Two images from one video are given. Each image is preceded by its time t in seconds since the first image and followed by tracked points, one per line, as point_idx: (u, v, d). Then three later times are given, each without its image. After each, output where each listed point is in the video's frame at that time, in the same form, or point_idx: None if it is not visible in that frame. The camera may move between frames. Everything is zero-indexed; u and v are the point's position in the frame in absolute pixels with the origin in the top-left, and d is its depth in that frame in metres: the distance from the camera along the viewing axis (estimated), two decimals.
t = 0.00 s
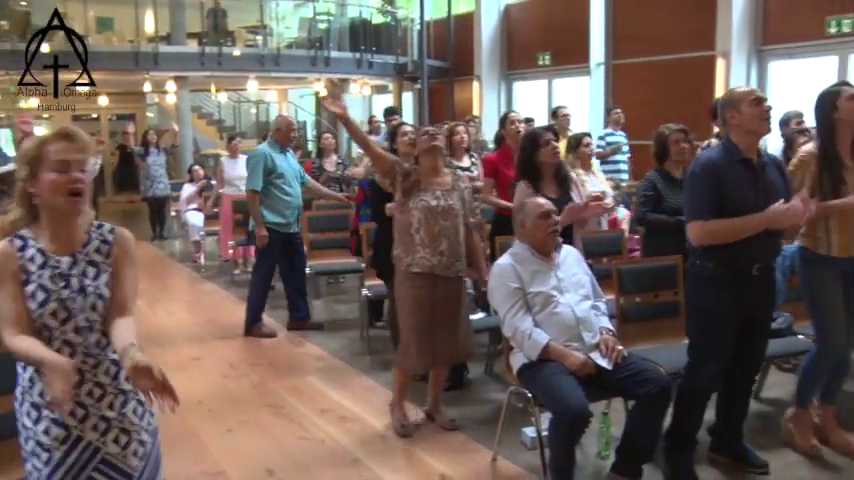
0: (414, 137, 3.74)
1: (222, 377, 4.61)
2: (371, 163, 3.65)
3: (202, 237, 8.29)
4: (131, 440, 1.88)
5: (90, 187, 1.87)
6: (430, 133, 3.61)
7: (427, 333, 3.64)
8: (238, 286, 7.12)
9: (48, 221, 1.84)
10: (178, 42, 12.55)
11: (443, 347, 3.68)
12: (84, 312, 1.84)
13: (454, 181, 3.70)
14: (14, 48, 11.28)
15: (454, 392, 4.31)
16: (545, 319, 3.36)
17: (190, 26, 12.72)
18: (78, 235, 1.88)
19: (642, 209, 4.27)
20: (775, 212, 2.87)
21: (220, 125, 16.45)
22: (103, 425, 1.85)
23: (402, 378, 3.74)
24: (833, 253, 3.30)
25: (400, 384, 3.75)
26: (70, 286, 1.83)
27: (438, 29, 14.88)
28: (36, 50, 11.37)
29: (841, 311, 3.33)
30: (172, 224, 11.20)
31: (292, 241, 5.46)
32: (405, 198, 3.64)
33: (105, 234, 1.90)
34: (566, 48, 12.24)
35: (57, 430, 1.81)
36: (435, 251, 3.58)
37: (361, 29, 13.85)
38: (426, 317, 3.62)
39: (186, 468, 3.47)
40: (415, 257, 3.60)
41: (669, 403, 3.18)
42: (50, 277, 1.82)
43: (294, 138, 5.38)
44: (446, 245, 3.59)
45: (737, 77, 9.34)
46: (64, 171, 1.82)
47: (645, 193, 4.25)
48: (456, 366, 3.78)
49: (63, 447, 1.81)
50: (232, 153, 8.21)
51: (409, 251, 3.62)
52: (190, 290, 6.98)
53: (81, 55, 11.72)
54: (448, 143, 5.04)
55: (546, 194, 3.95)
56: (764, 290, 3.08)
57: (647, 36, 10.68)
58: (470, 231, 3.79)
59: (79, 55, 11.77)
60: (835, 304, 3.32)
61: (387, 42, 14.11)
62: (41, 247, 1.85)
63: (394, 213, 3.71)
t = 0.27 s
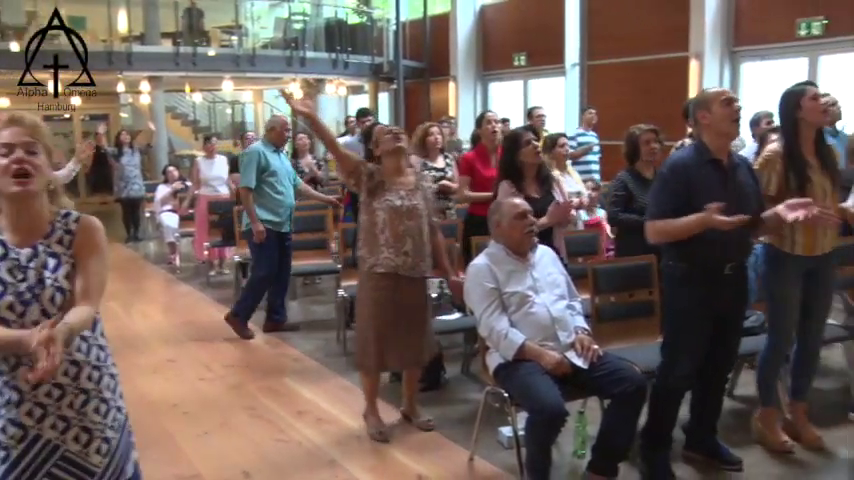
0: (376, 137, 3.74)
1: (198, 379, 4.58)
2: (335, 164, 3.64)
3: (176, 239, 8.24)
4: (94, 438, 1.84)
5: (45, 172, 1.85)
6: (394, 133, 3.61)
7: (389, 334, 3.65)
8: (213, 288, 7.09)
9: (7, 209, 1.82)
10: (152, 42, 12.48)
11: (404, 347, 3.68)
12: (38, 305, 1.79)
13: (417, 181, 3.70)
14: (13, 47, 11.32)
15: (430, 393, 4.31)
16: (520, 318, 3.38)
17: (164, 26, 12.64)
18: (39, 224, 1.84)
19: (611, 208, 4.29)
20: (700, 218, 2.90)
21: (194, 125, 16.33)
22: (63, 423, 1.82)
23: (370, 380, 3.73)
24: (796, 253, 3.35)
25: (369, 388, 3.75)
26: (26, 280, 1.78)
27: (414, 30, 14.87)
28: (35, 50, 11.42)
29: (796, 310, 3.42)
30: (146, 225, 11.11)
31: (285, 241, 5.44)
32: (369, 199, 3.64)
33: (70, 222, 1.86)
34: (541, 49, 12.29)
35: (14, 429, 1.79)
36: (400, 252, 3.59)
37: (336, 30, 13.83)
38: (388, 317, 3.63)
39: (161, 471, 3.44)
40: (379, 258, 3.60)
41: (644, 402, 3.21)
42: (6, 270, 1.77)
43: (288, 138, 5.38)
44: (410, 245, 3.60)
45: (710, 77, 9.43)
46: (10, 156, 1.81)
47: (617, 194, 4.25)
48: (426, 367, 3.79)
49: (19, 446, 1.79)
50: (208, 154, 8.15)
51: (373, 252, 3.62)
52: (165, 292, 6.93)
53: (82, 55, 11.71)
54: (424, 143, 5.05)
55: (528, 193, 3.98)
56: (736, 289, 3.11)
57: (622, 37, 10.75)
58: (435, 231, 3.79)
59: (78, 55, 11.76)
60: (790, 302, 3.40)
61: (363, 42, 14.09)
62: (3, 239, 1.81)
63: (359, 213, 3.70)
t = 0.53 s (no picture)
0: (341, 139, 3.73)
1: (174, 381, 4.56)
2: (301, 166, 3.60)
3: (152, 240, 8.19)
4: (69, 451, 1.81)
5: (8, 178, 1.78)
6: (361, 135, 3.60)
7: (355, 337, 3.68)
8: (189, 289, 7.05)
9: None
10: (126, 40, 12.37)
11: (371, 350, 3.69)
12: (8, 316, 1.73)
13: (383, 183, 3.70)
14: (15, 46, 11.55)
15: (408, 393, 4.32)
16: (498, 318, 3.38)
17: (139, 26, 12.53)
18: (9, 232, 1.78)
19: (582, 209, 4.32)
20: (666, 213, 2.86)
21: (170, 125, 16.24)
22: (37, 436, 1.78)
23: (343, 381, 3.73)
24: (767, 251, 3.39)
25: (342, 389, 3.76)
26: None
27: (391, 31, 14.86)
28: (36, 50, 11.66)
29: (767, 308, 3.46)
30: (122, 226, 11.02)
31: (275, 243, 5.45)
32: (335, 203, 3.63)
33: (38, 230, 1.79)
34: (518, 49, 12.33)
35: None
36: (366, 256, 3.61)
37: (313, 30, 13.75)
38: (355, 321, 3.65)
39: (137, 474, 3.42)
40: (345, 262, 3.61)
41: (619, 401, 3.23)
42: None
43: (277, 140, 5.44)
44: (376, 249, 3.63)
45: (684, 78, 9.51)
46: None
47: (588, 194, 4.31)
48: (396, 369, 3.80)
49: None
50: (184, 155, 8.09)
51: (338, 257, 3.62)
52: (141, 293, 6.88)
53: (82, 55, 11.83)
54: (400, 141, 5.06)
55: (513, 195, 4.00)
56: (699, 290, 3.18)
57: (598, 38, 10.81)
58: (399, 234, 3.82)
59: (79, 55, 11.87)
60: (761, 298, 3.44)
61: (340, 42, 14.01)
62: None
63: (323, 217, 3.70)
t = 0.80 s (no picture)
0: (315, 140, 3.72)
1: (153, 384, 4.53)
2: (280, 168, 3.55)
3: (131, 242, 8.14)
4: (47, 441, 2.04)
5: None
6: (337, 136, 3.60)
7: (338, 340, 3.67)
8: (169, 290, 7.01)
9: None
10: (104, 40, 12.28)
11: (354, 350, 3.69)
12: None
13: (358, 184, 3.71)
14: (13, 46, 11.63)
15: (389, 394, 4.32)
16: (479, 319, 3.39)
17: (117, 26, 12.45)
18: None
19: (563, 209, 4.34)
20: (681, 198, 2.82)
21: (150, 126, 16.10)
22: (15, 432, 2.00)
23: (324, 383, 3.72)
24: (745, 250, 3.42)
25: (322, 392, 3.73)
26: None
27: (371, 31, 14.85)
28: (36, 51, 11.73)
29: (743, 308, 3.49)
30: (101, 228, 10.94)
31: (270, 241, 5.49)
32: (314, 204, 3.60)
33: None
34: (498, 49, 12.37)
35: None
36: (345, 256, 3.61)
37: (293, 30, 13.70)
38: (335, 322, 3.64)
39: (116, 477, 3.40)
40: (325, 263, 3.60)
41: (599, 401, 3.24)
42: None
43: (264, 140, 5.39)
44: (356, 250, 3.64)
45: (664, 79, 9.54)
46: None
47: (566, 195, 4.33)
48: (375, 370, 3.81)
49: None
50: (164, 156, 8.05)
51: (318, 258, 3.61)
52: (120, 295, 6.84)
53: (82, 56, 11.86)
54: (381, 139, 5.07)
55: (498, 194, 4.01)
56: (669, 290, 3.23)
57: (578, 38, 10.86)
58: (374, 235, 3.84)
59: (79, 56, 11.89)
60: (739, 298, 3.46)
61: (320, 42, 14.00)
62: None
63: (300, 218, 3.68)
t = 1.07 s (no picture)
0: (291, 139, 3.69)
1: (130, 388, 4.49)
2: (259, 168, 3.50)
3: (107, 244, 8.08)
4: None
5: None
6: (313, 136, 3.59)
7: (320, 341, 3.65)
8: (146, 293, 6.96)
9: None
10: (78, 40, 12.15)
11: (335, 350, 3.68)
12: None
13: (334, 183, 3.71)
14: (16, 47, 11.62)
15: (367, 396, 4.31)
16: (457, 319, 3.39)
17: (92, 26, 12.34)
18: None
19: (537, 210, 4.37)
20: (659, 194, 2.88)
21: (125, 127, 15.95)
22: None
23: (302, 384, 3.71)
24: (724, 250, 3.45)
25: (299, 395, 3.73)
26: None
27: (349, 33, 14.84)
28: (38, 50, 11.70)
29: (721, 308, 3.51)
30: (76, 231, 10.84)
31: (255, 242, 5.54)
32: (294, 203, 3.57)
33: None
34: (474, 51, 12.43)
35: None
36: (325, 255, 3.61)
37: (270, 32, 13.66)
38: (316, 323, 3.64)
39: None
40: (305, 263, 3.59)
41: (578, 402, 3.25)
42: None
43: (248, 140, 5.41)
44: (335, 248, 3.64)
45: (640, 80, 9.57)
46: None
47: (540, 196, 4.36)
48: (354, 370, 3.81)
49: None
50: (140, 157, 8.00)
51: (298, 257, 3.59)
52: (95, 298, 6.77)
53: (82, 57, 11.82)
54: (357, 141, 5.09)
55: (478, 195, 4.01)
56: (644, 289, 3.26)
57: (554, 39, 10.90)
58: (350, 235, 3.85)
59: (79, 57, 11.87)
60: (716, 297, 3.48)
61: (297, 43, 13.99)
62: None
63: (279, 218, 3.63)
